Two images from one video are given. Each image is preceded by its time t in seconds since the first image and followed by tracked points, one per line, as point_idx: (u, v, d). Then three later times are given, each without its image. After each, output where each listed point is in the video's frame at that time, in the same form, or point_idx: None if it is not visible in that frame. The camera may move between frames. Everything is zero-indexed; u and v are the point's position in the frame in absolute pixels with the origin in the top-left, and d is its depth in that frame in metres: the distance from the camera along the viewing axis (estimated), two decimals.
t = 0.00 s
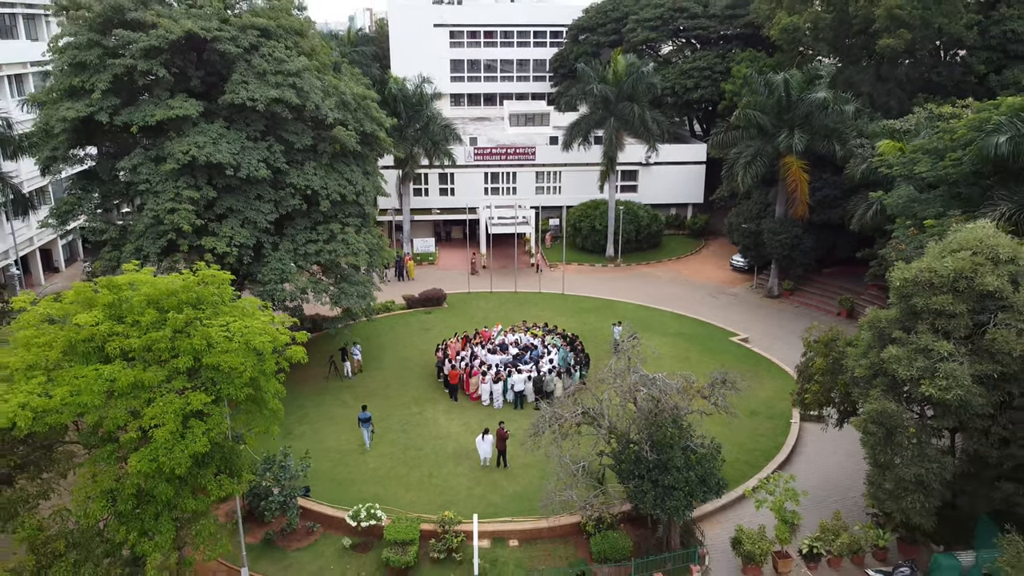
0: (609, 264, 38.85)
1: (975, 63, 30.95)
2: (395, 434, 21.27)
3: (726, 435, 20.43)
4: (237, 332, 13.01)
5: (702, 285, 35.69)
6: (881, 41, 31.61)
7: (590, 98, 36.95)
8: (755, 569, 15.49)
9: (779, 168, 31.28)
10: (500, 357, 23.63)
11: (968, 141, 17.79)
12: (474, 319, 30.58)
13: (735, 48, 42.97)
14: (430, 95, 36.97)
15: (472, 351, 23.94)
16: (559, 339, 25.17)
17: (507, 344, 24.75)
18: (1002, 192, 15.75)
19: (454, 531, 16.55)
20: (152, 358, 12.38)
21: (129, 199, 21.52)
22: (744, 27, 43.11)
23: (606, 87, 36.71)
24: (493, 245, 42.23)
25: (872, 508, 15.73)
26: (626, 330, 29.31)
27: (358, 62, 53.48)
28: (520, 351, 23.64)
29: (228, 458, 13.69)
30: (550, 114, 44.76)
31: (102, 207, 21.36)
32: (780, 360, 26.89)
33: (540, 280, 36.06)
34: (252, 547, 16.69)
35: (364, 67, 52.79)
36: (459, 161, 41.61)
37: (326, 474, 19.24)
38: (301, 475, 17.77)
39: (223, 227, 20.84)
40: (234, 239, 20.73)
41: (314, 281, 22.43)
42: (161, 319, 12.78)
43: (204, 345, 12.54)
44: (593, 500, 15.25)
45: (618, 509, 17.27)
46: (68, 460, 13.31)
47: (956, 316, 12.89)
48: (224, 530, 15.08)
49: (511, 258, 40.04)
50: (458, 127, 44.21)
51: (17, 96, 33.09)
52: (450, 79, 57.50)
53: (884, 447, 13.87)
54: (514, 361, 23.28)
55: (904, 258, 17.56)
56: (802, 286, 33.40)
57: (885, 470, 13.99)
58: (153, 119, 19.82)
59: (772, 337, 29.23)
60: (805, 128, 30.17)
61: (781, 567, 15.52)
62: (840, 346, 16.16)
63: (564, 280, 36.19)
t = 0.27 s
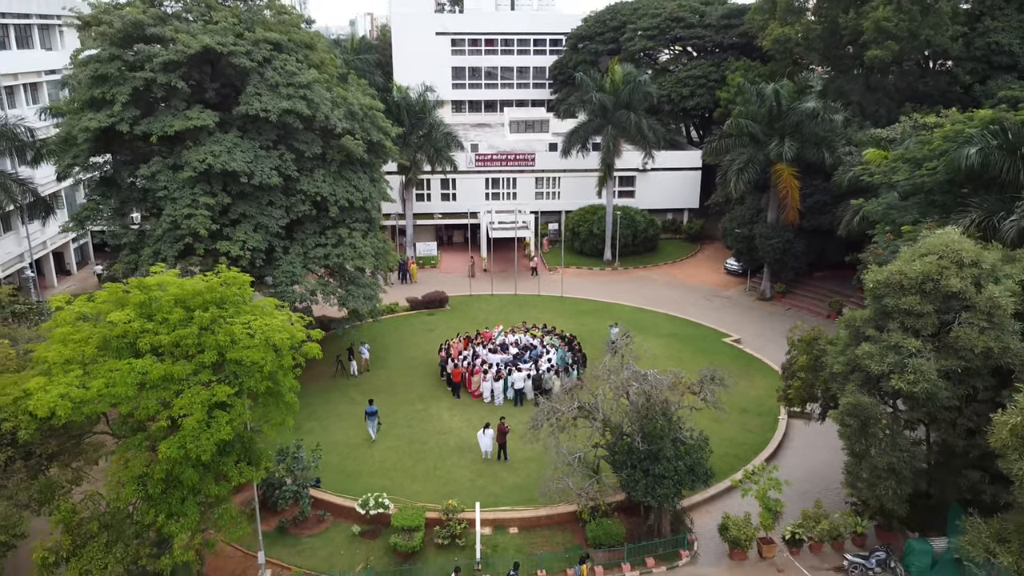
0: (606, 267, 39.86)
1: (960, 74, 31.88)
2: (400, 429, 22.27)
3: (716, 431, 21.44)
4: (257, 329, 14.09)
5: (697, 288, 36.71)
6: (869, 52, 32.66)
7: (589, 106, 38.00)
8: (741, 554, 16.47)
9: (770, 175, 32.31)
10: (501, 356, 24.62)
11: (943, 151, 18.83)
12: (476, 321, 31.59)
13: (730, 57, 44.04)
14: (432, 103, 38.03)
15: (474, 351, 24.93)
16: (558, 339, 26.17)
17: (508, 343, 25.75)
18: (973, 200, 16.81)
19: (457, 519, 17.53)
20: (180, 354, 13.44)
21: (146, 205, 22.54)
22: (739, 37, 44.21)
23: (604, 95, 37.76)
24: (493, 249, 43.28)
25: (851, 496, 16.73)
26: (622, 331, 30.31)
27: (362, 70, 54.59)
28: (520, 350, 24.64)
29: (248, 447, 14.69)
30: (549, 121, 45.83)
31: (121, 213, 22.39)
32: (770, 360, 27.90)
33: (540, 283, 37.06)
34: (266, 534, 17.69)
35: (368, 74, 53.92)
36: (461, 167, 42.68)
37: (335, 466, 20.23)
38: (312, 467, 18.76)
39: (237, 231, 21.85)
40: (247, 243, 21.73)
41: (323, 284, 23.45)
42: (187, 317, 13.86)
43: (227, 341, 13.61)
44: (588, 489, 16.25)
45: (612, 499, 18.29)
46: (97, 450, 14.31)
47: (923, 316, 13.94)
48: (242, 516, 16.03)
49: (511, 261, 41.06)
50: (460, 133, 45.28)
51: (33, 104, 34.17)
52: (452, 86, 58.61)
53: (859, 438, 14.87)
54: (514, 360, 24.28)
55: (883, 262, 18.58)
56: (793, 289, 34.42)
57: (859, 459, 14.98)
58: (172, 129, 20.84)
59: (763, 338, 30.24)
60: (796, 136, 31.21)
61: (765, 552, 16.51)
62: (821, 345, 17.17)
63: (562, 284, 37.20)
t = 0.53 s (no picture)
0: (604, 268, 40.69)
1: (949, 79, 32.76)
2: (404, 422, 23.09)
3: (708, 424, 22.28)
4: (271, 324, 14.96)
5: (692, 288, 37.56)
6: (860, 58, 33.52)
7: (588, 110, 38.84)
8: (729, 539, 17.29)
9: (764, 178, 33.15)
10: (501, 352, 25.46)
11: (924, 155, 19.69)
12: (477, 319, 32.42)
13: (726, 62, 44.92)
14: (434, 107, 38.86)
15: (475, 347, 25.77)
16: (556, 336, 27.01)
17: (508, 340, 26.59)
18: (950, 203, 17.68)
19: (459, 507, 18.36)
20: (199, 346, 14.29)
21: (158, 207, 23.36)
22: (734, 42, 45.11)
23: (602, 99, 38.59)
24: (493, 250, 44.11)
25: (835, 485, 17.55)
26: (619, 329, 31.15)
27: (364, 73, 55.40)
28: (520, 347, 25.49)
29: (261, 436, 15.52)
30: (548, 125, 46.67)
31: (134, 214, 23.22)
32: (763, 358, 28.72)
33: (539, 283, 37.90)
34: (277, 521, 18.53)
35: (369, 77, 54.72)
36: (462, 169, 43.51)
37: (342, 457, 21.05)
38: (320, 457, 19.58)
39: (247, 232, 22.68)
40: (256, 243, 22.55)
41: (329, 283, 24.29)
42: (206, 312, 14.73)
43: (243, 335, 14.47)
44: (584, 477, 17.08)
45: (607, 488, 19.13)
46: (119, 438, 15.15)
47: (900, 312, 14.79)
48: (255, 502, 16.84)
49: (511, 262, 41.89)
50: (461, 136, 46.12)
51: (45, 108, 34.94)
52: (452, 89, 59.46)
53: (841, 428, 15.69)
54: (514, 355, 25.11)
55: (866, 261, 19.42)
56: (786, 289, 35.27)
57: (841, 448, 15.82)
58: (186, 134, 21.69)
59: (757, 337, 31.06)
60: (788, 140, 32.05)
61: (753, 538, 17.31)
62: (807, 340, 18.00)
63: (561, 284, 38.03)
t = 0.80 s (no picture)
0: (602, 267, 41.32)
1: (940, 82, 33.38)
2: (406, 417, 23.72)
3: (701, 418, 22.93)
4: (280, 319, 15.65)
5: (689, 287, 38.20)
6: (853, 61, 34.19)
7: (586, 112, 39.50)
8: (720, 528, 17.91)
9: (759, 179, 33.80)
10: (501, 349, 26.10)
11: (910, 158, 20.36)
12: (477, 317, 33.06)
13: (723, 64, 45.60)
14: (435, 108, 39.50)
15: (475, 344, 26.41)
16: (554, 333, 27.65)
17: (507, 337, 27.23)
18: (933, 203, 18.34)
19: (460, 497, 18.99)
20: (211, 340, 14.98)
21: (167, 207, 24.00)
22: (731, 45, 45.80)
23: (600, 101, 39.25)
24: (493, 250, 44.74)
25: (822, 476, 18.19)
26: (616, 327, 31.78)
27: (365, 75, 56.05)
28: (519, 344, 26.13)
29: (270, 427, 16.16)
30: (548, 126, 47.33)
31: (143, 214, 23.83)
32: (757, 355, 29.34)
33: (538, 282, 38.54)
34: (283, 511, 19.14)
35: (371, 79, 55.36)
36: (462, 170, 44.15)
37: (346, 450, 21.69)
38: (325, 450, 20.21)
39: (253, 231, 23.31)
40: (262, 242, 23.18)
41: (333, 281, 24.93)
42: (218, 308, 15.44)
43: (253, 329, 15.17)
44: (580, 467, 17.71)
45: (602, 480, 19.75)
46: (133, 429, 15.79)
47: (882, 308, 15.44)
48: (264, 492, 17.43)
49: (510, 261, 42.50)
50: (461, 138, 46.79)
51: (53, 110, 35.55)
52: (453, 91, 60.13)
53: (826, 420, 16.32)
54: (513, 352, 25.75)
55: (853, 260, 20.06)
56: (781, 288, 35.92)
57: (827, 439, 16.44)
58: (194, 135, 22.34)
59: (751, 335, 31.68)
60: (782, 141, 32.70)
61: (743, 527, 17.93)
62: (795, 336, 18.64)
63: (559, 283, 38.65)
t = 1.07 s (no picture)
0: (601, 267, 41.75)
1: (934, 84, 33.80)
2: (406, 413, 24.17)
3: (696, 414, 23.38)
4: (284, 315, 16.05)
5: (686, 286, 38.65)
6: (848, 63, 34.64)
7: (585, 113, 39.94)
8: (714, 521, 18.36)
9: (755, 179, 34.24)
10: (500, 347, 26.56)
11: (900, 159, 20.80)
12: (476, 316, 33.51)
13: (720, 66, 46.05)
14: (435, 109, 39.93)
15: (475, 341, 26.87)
16: (552, 331, 28.10)
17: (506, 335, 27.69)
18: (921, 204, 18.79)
19: (459, 490, 19.43)
20: (218, 336, 15.40)
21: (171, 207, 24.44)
22: (729, 47, 46.25)
23: (599, 103, 39.69)
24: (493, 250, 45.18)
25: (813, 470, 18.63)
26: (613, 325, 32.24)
27: (366, 76, 56.48)
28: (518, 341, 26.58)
29: (274, 421, 16.58)
30: (547, 127, 47.77)
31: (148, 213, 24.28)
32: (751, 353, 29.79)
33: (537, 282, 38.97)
34: (287, 504, 19.57)
35: (372, 80, 55.79)
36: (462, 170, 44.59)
37: (347, 445, 22.13)
38: (328, 444, 20.66)
39: (257, 231, 23.75)
40: (266, 241, 23.62)
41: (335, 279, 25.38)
42: (224, 304, 15.84)
43: (258, 325, 15.57)
44: (576, 461, 18.15)
45: (599, 474, 20.20)
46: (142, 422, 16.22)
47: (869, 305, 15.89)
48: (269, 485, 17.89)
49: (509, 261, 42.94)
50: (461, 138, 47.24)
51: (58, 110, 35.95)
52: (453, 92, 60.59)
53: (816, 414, 16.76)
54: (511, 349, 26.21)
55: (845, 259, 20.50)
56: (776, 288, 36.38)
57: (817, 434, 16.88)
58: (199, 136, 22.78)
59: (746, 333, 32.13)
60: (777, 142, 33.15)
61: (736, 519, 18.38)
62: (787, 334, 19.08)
63: (558, 282, 39.10)
